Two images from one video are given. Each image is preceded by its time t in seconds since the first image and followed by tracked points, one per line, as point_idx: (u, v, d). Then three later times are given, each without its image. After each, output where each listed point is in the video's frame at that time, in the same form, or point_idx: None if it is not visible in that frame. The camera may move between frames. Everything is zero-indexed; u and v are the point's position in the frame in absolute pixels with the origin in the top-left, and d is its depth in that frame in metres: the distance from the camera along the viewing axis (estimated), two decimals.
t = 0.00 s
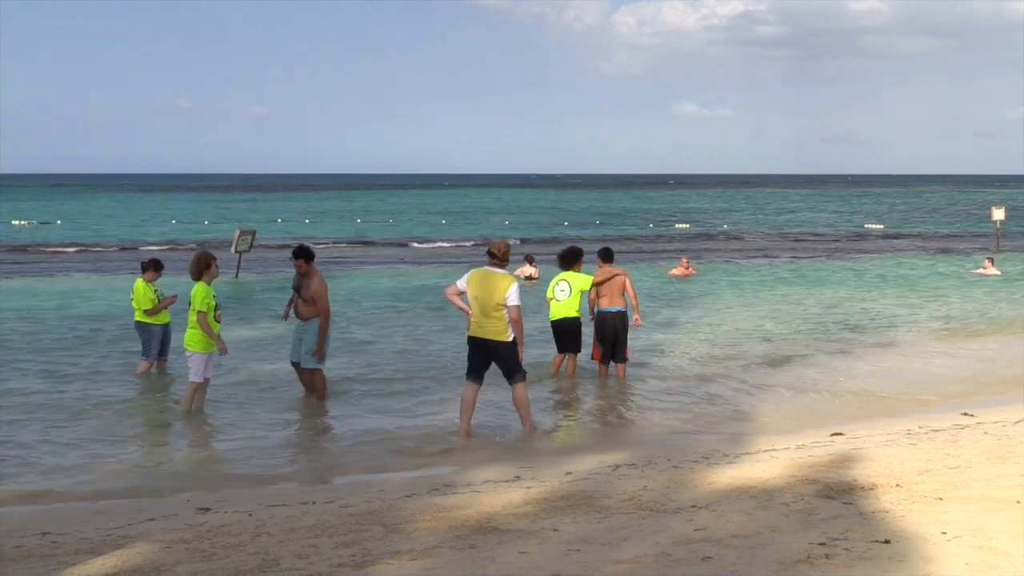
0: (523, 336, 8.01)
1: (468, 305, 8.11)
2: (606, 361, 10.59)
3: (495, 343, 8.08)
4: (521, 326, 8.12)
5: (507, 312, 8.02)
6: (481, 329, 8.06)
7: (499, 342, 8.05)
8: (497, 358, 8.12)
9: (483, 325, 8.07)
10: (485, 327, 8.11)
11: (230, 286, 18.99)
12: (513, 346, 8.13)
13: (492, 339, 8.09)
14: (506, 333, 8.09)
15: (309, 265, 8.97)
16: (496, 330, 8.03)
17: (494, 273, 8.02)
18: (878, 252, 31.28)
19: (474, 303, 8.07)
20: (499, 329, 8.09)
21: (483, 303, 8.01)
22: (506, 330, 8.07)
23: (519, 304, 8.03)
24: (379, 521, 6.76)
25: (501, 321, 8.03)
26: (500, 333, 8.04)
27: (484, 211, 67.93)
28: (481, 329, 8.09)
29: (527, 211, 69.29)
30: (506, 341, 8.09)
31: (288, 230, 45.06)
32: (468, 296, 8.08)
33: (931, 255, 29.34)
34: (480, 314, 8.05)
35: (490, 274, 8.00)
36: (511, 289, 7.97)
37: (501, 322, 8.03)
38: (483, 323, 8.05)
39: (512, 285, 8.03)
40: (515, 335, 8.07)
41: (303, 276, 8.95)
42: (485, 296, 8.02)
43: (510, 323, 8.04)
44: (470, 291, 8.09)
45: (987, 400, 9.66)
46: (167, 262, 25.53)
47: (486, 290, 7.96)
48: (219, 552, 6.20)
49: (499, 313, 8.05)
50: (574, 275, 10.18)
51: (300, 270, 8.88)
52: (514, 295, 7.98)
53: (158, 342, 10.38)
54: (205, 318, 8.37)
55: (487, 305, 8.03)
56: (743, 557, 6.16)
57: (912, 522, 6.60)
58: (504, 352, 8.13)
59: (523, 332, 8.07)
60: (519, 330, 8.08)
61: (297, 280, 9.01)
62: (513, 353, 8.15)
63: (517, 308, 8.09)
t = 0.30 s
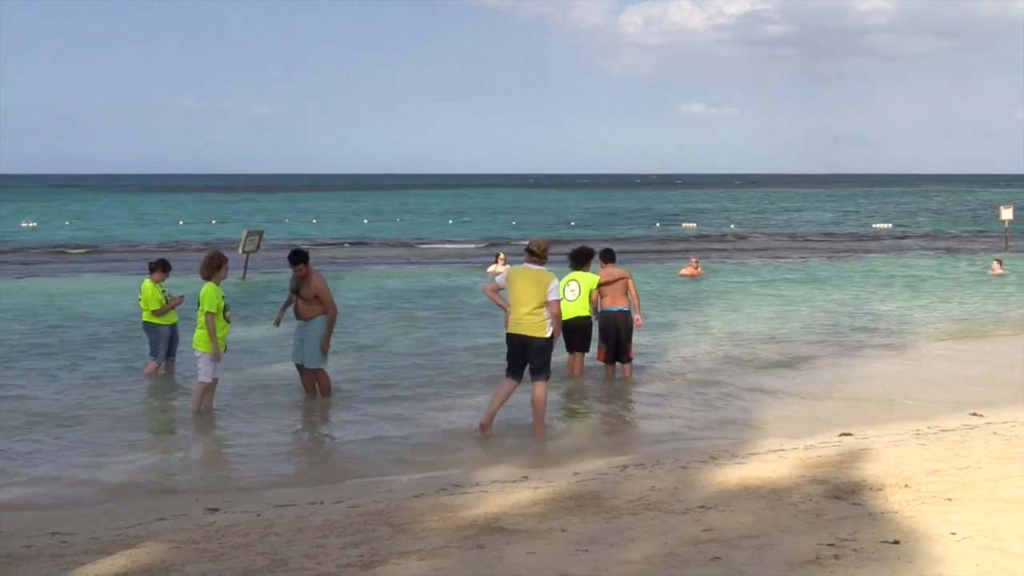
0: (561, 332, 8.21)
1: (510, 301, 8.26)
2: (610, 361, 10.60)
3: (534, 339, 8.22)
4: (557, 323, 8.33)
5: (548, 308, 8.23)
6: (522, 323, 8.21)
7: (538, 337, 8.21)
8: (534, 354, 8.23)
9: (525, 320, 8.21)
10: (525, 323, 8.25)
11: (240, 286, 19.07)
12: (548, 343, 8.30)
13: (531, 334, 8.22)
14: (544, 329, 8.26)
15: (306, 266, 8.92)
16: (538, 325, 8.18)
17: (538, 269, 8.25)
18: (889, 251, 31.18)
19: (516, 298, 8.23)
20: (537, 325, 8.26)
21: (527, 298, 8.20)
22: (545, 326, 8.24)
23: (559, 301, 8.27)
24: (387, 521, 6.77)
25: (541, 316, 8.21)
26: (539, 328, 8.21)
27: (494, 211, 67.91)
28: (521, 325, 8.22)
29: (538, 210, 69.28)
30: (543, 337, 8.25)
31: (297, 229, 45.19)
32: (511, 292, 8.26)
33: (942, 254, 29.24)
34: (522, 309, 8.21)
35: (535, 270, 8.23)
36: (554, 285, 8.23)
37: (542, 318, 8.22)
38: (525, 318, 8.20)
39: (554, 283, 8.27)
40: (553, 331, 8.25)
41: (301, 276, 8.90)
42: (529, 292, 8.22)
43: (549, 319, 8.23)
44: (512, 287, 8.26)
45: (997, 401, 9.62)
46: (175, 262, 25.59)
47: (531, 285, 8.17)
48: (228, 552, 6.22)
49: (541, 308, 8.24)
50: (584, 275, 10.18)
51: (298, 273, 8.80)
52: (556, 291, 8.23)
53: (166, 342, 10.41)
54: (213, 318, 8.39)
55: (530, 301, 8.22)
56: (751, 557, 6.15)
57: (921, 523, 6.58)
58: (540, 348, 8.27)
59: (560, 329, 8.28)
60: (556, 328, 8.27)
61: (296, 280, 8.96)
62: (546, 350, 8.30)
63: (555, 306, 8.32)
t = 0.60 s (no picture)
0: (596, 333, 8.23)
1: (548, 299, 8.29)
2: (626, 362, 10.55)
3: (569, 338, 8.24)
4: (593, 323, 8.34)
5: (586, 307, 8.23)
6: (559, 321, 8.22)
7: (574, 336, 8.23)
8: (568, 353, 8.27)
9: (561, 319, 8.23)
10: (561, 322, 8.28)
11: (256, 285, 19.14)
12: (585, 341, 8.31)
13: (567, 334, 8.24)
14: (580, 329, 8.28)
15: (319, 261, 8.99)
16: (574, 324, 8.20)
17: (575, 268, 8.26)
18: (908, 253, 30.99)
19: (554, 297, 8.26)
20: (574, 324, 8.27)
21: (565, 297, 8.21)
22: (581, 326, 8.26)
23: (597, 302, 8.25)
24: (405, 521, 6.76)
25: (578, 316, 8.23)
26: (576, 327, 8.22)
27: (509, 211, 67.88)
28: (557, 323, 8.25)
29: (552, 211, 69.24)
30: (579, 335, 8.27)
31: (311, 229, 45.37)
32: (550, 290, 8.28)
33: (961, 257, 29.05)
34: (559, 308, 8.23)
35: (574, 269, 8.23)
36: (593, 285, 8.21)
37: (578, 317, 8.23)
38: (561, 317, 8.22)
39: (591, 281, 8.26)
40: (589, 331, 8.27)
41: (314, 272, 8.96)
42: (567, 291, 8.23)
43: (585, 319, 8.24)
44: (551, 286, 8.29)
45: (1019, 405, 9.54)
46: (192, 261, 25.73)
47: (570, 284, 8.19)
48: (245, 550, 6.23)
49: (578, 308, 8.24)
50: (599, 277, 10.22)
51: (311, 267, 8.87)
52: (594, 291, 8.21)
53: (185, 341, 10.45)
54: (231, 317, 8.42)
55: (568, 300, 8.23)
56: (770, 559, 6.12)
57: (941, 526, 6.53)
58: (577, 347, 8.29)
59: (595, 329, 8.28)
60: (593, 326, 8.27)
61: (309, 277, 9.02)
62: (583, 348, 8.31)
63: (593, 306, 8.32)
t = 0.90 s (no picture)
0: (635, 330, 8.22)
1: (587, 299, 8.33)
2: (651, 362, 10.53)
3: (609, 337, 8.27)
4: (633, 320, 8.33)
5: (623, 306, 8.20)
6: (598, 321, 8.26)
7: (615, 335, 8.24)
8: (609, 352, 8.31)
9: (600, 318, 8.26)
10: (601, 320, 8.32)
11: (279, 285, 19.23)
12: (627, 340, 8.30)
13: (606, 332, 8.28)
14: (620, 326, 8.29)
15: (343, 259, 9.04)
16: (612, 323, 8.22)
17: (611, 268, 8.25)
18: (933, 252, 30.70)
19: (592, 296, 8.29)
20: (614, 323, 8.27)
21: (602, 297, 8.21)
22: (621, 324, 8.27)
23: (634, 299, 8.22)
24: (429, 520, 6.76)
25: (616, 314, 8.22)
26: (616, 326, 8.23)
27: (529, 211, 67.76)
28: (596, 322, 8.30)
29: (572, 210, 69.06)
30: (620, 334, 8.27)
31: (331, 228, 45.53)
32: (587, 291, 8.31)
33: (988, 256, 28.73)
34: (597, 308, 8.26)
35: (608, 270, 8.22)
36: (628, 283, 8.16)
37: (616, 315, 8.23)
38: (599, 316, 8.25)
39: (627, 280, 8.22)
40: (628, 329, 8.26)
41: (338, 271, 9.00)
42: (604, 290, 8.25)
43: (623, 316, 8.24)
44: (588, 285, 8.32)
45: None
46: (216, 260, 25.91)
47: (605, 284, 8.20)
48: (271, 549, 6.25)
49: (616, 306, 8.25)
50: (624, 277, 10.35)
51: (334, 263, 8.92)
52: (629, 289, 8.17)
53: (210, 341, 10.51)
54: (255, 316, 8.46)
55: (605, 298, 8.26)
56: (797, 560, 6.07)
57: (970, 527, 6.46)
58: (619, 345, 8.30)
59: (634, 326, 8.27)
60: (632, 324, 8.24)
61: (333, 278, 9.05)
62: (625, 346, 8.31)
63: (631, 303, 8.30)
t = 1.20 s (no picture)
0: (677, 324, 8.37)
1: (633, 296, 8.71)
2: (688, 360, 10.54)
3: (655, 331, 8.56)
4: (677, 314, 8.50)
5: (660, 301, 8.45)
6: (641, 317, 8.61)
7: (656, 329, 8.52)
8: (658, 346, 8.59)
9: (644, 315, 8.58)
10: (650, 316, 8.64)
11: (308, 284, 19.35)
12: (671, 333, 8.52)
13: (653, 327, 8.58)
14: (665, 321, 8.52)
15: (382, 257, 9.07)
16: (654, 318, 8.50)
17: (649, 264, 8.54)
18: (965, 251, 30.28)
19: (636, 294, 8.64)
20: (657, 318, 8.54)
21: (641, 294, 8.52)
22: (663, 318, 8.50)
23: (671, 294, 8.38)
24: (460, 518, 6.75)
25: (657, 309, 8.48)
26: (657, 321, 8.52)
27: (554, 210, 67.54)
28: (642, 319, 8.65)
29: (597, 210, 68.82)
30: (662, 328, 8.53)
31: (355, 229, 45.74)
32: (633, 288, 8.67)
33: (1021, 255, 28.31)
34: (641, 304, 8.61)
35: (645, 266, 8.52)
36: (663, 278, 8.35)
37: (657, 311, 8.49)
38: (642, 312, 8.57)
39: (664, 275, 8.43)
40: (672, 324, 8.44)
41: (376, 270, 9.02)
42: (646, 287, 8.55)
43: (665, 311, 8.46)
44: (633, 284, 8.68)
45: None
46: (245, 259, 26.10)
47: (641, 281, 8.52)
48: (303, 546, 6.26)
49: (657, 301, 8.51)
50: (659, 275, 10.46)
51: (373, 260, 8.96)
52: (665, 284, 8.35)
53: (243, 339, 10.58)
54: (282, 315, 8.54)
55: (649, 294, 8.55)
56: (830, 561, 6.00)
57: (1007, 530, 6.37)
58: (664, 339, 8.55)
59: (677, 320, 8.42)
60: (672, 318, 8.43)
61: (371, 275, 9.07)
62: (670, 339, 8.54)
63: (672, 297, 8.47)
